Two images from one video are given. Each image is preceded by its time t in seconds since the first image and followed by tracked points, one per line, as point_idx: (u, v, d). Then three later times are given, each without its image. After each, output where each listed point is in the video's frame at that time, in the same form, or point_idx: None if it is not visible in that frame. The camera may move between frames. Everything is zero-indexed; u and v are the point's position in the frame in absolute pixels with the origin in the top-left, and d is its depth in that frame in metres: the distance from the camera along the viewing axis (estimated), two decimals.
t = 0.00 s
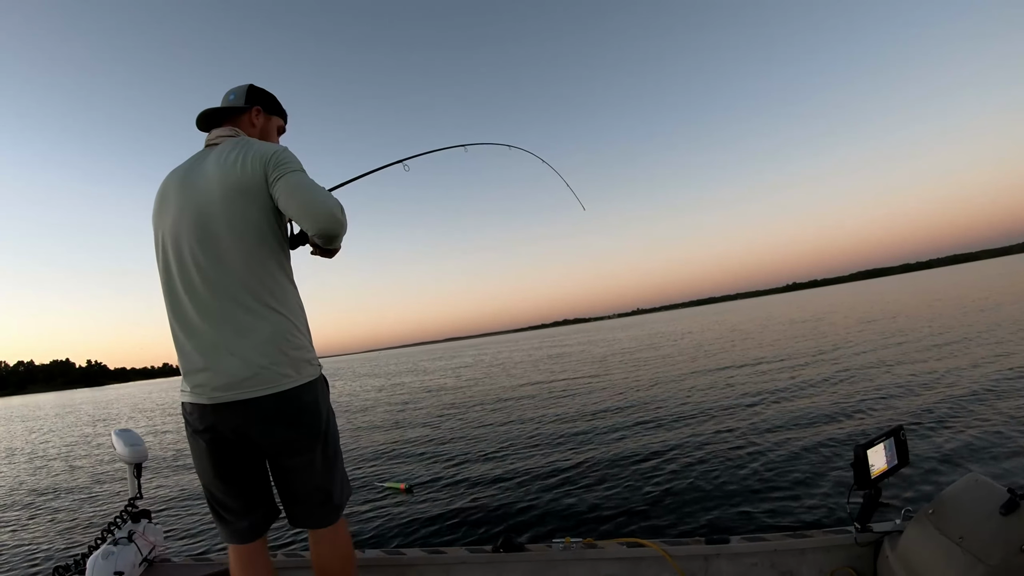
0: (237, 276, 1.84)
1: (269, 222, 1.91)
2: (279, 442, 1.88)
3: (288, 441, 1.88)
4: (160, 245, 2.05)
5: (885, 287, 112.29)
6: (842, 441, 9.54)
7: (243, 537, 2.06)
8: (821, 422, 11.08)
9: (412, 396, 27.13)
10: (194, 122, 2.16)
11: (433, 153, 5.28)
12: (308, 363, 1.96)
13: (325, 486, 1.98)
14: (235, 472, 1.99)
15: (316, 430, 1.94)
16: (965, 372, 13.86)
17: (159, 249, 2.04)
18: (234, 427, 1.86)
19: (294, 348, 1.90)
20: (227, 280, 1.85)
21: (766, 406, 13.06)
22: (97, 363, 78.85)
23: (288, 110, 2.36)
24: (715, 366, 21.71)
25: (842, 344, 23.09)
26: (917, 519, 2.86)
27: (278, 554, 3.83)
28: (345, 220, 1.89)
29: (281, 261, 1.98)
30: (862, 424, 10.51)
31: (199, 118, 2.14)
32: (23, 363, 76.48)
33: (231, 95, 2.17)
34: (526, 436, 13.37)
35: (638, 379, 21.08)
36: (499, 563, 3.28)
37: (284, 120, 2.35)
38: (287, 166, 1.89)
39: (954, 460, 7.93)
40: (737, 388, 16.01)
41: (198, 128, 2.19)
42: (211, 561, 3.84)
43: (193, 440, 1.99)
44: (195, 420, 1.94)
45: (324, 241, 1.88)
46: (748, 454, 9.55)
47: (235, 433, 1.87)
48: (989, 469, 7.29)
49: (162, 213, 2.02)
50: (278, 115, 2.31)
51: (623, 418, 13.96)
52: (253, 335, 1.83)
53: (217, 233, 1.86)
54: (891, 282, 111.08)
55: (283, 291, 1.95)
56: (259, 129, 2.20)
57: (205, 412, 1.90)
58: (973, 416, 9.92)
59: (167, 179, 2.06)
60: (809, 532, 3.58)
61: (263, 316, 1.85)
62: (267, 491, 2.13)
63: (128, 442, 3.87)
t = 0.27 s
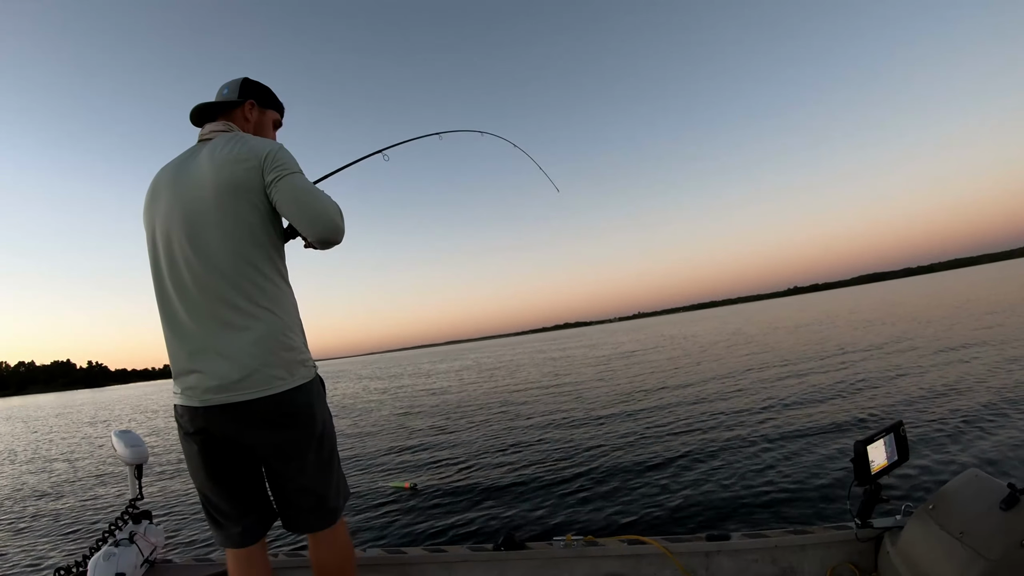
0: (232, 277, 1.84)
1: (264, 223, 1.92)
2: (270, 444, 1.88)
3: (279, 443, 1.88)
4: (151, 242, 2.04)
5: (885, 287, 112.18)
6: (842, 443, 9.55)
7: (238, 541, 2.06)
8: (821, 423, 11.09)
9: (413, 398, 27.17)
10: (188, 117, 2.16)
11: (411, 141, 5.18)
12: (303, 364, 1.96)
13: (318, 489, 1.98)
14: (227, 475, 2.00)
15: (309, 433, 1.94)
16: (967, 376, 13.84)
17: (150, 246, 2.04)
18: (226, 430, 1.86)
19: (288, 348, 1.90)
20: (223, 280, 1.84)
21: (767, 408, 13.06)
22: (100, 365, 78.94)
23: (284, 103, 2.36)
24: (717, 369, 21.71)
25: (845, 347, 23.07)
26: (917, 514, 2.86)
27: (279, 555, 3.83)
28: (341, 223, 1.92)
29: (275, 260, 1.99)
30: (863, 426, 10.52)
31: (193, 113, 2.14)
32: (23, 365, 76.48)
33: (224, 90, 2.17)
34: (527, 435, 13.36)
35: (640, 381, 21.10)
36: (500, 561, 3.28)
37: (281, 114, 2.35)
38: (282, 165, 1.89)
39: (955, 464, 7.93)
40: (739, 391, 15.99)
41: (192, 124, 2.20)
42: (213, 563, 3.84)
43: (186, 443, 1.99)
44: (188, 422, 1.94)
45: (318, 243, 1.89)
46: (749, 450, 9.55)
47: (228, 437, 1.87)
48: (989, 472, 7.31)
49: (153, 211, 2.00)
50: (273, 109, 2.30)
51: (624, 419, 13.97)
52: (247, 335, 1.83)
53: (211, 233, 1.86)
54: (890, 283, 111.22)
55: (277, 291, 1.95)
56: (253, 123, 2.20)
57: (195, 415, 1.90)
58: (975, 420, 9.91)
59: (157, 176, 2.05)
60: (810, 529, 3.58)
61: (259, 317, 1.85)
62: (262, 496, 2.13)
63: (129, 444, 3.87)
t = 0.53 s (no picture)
0: (229, 279, 1.84)
1: (262, 224, 1.92)
2: (269, 450, 1.88)
3: (278, 448, 1.88)
4: (146, 244, 2.03)
5: (885, 289, 112.21)
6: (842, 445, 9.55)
7: (237, 545, 2.06)
8: (822, 426, 11.10)
9: (414, 401, 27.18)
10: (182, 115, 2.16)
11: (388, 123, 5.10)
12: (302, 368, 1.96)
13: (317, 493, 1.98)
14: (226, 480, 2.00)
15: (308, 438, 1.94)
16: (968, 380, 13.85)
17: (145, 248, 2.03)
18: (223, 435, 1.86)
19: (286, 349, 1.90)
20: (220, 282, 1.84)
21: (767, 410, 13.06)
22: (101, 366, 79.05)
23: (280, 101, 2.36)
24: (718, 372, 21.71)
25: (846, 351, 23.07)
26: (918, 514, 2.86)
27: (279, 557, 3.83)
28: (339, 224, 1.92)
29: (273, 261, 1.99)
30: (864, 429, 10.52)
31: (188, 110, 2.14)
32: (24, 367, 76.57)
33: (219, 87, 2.17)
34: (527, 438, 13.38)
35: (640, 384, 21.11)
36: (501, 563, 3.28)
37: (277, 112, 2.34)
38: (278, 164, 1.89)
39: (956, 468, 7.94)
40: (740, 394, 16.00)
41: (186, 121, 2.19)
42: (213, 565, 3.84)
43: (183, 448, 1.98)
44: (186, 426, 1.93)
45: (316, 244, 1.90)
46: (750, 456, 9.57)
47: (226, 442, 1.87)
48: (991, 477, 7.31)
49: (148, 212, 2.00)
50: (269, 106, 2.30)
51: (625, 421, 13.98)
52: (245, 337, 1.83)
53: (207, 235, 1.86)
54: (890, 284, 111.34)
55: (275, 292, 1.95)
56: (248, 121, 2.20)
57: (192, 420, 1.90)
58: (976, 424, 9.91)
59: (151, 176, 2.04)
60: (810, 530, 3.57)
61: (258, 319, 1.85)
62: (262, 500, 2.12)
63: (129, 446, 3.86)
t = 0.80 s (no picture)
0: (227, 282, 1.84)
1: (260, 225, 1.91)
2: (267, 454, 1.88)
3: (276, 453, 1.88)
4: (143, 248, 2.04)
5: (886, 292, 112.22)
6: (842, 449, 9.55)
7: (235, 548, 2.05)
8: (822, 429, 11.09)
9: (414, 402, 27.16)
10: (181, 117, 2.16)
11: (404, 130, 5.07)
12: (301, 371, 1.96)
13: (316, 499, 1.97)
14: (224, 483, 1.99)
15: (307, 442, 1.93)
16: (968, 384, 13.83)
17: (143, 251, 2.04)
18: (222, 438, 1.86)
19: (285, 351, 1.90)
20: (218, 285, 1.84)
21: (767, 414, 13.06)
22: (101, 365, 79.07)
23: (278, 101, 2.36)
24: (717, 375, 21.70)
25: (846, 354, 23.05)
26: (917, 519, 2.85)
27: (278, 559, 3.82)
28: (337, 225, 1.92)
29: (270, 262, 1.98)
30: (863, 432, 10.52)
31: (186, 112, 2.14)
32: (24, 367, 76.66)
33: (218, 88, 2.17)
34: (528, 442, 13.38)
35: (640, 387, 21.08)
36: (499, 566, 3.27)
37: (275, 113, 2.35)
38: (276, 164, 1.89)
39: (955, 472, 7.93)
40: (740, 397, 16.00)
41: (184, 123, 2.20)
42: (211, 567, 3.83)
43: (181, 451, 1.98)
44: (184, 428, 1.93)
45: (314, 245, 1.90)
46: (749, 459, 9.55)
47: (224, 445, 1.87)
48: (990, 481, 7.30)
49: (145, 215, 2.00)
50: (267, 107, 2.30)
51: (625, 424, 13.98)
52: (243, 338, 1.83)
53: (205, 237, 1.86)
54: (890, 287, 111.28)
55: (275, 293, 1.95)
56: (246, 121, 2.20)
57: (190, 422, 1.90)
58: (975, 428, 9.91)
59: (149, 178, 2.04)
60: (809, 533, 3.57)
61: (256, 322, 1.85)
62: (261, 503, 2.12)
63: (127, 447, 3.86)
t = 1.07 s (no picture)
0: (229, 280, 1.84)
1: (262, 223, 1.92)
2: (268, 452, 1.88)
3: (277, 451, 1.88)
4: (146, 246, 2.04)
5: (885, 295, 112.28)
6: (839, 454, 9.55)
7: (233, 546, 2.05)
8: (819, 433, 11.10)
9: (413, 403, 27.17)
10: (183, 119, 2.17)
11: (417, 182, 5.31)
12: (302, 369, 1.96)
13: (315, 497, 1.97)
14: (224, 480, 1.99)
15: (306, 441, 1.93)
16: (966, 387, 13.83)
17: (146, 250, 2.04)
18: (223, 435, 1.86)
19: (288, 350, 1.90)
20: (220, 283, 1.84)
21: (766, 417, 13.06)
22: (101, 364, 79.11)
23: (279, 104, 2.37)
24: (716, 377, 21.70)
25: (845, 356, 23.06)
26: (915, 522, 2.85)
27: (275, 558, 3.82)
28: (339, 223, 1.92)
29: (273, 261, 1.98)
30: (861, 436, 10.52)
31: (188, 114, 2.15)
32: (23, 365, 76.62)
33: (219, 90, 2.18)
34: (526, 443, 13.39)
35: (639, 389, 21.08)
36: (496, 566, 3.27)
37: (276, 115, 2.35)
38: (280, 164, 1.90)
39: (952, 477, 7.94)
40: (738, 399, 16.01)
41: (186, 126, 2.20)
42: (208, 565, 3.82)
43: (182, 448, 1.98)
44: (185, 426, 1.93)
45: (316, 244, 1.90)
46: (747, 463, 9.55)
47: (224, 443, 1.87)
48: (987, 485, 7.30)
49: (148, 214, 2.00)
50: (268, 109, 2.31)
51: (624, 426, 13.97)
52: (245, 337, 1.83)
53: (208, 235, 1.86)
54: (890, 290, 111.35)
55: (277, 291, 1.95)
56: (247, 123, 2.20)
57: (191, 419, 1.90)
58: (973, 432, 9.91)
59: (152, 177, 2.05)
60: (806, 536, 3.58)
61: (258, 319, 1.85)
62: (260, 502, 2.12)
63: (124, 444, 3.85)
